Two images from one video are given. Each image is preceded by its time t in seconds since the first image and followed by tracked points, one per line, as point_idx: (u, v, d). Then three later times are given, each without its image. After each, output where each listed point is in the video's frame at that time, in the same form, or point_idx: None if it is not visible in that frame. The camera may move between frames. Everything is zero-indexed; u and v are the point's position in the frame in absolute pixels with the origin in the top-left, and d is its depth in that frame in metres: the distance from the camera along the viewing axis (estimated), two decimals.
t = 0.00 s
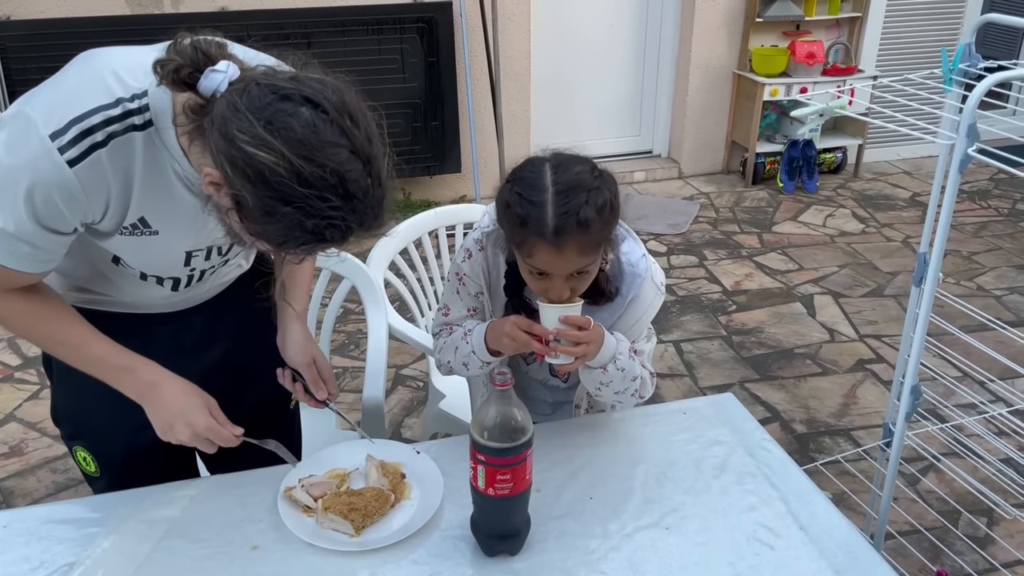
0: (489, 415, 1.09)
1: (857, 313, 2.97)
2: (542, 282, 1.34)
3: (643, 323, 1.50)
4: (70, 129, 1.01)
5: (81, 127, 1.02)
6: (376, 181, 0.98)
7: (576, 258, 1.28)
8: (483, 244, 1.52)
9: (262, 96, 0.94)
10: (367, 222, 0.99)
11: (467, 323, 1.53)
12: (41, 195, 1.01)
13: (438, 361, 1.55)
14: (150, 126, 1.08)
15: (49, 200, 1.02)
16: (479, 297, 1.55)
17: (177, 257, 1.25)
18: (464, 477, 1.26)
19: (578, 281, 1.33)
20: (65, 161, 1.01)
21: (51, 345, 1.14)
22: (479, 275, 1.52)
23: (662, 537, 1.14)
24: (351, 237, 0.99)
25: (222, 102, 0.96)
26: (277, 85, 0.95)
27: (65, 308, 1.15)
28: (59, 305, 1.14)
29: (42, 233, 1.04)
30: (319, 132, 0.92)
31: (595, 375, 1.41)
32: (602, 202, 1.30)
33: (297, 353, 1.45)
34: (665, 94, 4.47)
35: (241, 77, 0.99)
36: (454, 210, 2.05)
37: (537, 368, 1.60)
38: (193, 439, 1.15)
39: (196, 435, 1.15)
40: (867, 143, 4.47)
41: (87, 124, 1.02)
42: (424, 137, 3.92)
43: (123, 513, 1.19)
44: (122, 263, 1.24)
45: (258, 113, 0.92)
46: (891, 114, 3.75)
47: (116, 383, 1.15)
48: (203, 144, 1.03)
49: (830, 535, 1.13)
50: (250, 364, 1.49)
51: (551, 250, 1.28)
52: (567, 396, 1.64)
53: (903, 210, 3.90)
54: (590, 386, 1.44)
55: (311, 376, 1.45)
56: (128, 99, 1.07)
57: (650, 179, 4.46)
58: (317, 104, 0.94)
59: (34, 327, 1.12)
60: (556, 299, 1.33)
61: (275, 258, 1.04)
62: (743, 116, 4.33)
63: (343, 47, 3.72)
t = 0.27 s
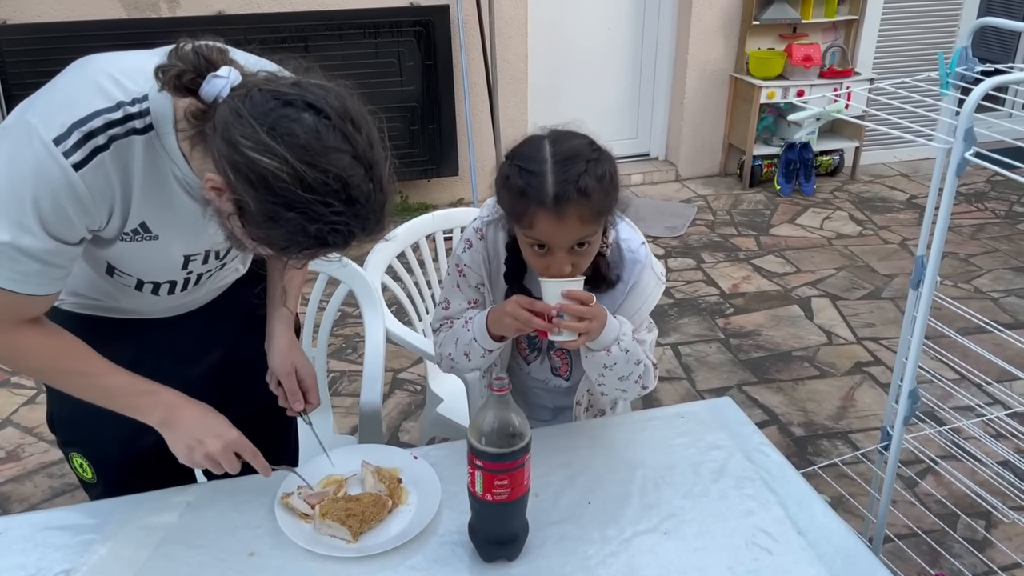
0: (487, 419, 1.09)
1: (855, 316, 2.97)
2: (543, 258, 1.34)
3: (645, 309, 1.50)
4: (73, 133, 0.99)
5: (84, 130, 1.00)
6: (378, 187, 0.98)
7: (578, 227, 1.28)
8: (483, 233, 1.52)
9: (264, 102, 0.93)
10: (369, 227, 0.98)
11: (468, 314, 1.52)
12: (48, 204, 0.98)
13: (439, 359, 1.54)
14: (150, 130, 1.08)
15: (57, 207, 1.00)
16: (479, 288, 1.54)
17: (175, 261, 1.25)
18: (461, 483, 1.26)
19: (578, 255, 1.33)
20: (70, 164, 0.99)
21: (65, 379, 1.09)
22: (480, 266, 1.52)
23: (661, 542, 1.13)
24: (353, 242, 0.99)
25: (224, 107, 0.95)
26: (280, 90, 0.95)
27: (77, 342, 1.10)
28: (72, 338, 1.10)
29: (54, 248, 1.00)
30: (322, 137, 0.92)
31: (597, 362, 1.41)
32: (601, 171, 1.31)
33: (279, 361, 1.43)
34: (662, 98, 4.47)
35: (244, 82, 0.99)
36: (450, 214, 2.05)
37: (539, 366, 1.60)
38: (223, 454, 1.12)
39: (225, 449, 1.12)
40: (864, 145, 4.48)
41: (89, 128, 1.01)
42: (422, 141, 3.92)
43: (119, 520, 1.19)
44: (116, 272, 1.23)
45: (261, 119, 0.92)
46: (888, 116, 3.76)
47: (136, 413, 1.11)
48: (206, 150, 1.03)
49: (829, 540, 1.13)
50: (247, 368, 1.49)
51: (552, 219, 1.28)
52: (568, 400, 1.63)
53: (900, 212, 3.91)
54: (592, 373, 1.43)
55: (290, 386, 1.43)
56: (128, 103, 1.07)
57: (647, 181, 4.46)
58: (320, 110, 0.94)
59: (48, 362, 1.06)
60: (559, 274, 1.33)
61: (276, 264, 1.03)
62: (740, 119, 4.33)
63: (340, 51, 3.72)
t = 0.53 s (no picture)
0: (485, 425, 1.08)
1: (852, 319, 2.97)
2: (550, 249, 1.34)
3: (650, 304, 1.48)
4: (81, 135, 0.99)
5: (92, 132, 1.00)
6: (392, 190, 0.97)
7: (585, 215, 1.29)
8: (486, 231, 1.53)
9: (280, 106, 0.93)
10: (382, 230, 0.98)
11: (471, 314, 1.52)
12: (48, 207, 0.98)
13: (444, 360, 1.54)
14: (158, 133, 1.08)
15: (60, 207, 0.99)
16: (483, 289, 1.54)
17: (177, 266, 1.24)
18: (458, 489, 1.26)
19: (585, 246, 1.33)
20: (77, 166, 0.99)
21: (55, 387, 1.08)
22: (483, 266, 1.52)
23: (659, 548, 1.13)
24: (366, 246, 0.98)
25: (240, 109, 0.95)
26: (296, 94, 0.94)
27: (67, 350, 1.10)
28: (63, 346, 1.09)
29: (52, 251, 1.00)
30: (338, 141, 0.92)
31: (602, 359, 1.41)
32: (606, 159, 1.33)
33: (263, 379, 1.42)
34: (659, 101, 4.48)
35: (257, 87, 0.99)
36: (448, 217, 2.05)
37: (543, 367, 1.60)
38: (211, 467, 1.09)
39: (214, 462, 1.10)
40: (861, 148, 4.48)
41: (97, 130, 1.01)
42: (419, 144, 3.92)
43: (116, 527, 1.18)
44: (118, 275, 1.22)
45: (278, 122, 0.92)
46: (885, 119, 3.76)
47: (127, 423, 1.09)
48: (218, 153, 1.02)
49: (828, 545, 1.12)
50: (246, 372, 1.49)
51: (559, 207, 1.28)
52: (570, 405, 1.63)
53: (897, 215, 3.91)
54: (597, 370, 1.43)
55: (272, 406, 1.40)
56: (138, 106, 1.06)
57: (645, 184, 4.47)
58: (335, 113, 0.94)
59: (40, 368, 1.05)
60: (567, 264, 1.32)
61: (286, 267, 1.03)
62: (738, 122, 4.34)
63: (338, 55, 3.72)
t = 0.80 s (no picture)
0: (480, 431, 1.08)
1: (850, 321, 2.98)
2: (557, 262, 1.33)
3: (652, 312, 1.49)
4: (80, 140, 0.99)
5: (91, 137, 1.00)
6: (392, 195, 0.97)
7: (592, 230, 1.29)
8: (489, 242, 1.53)
9: (281, 111, 0.93)
10: (382, 235, 0.98)
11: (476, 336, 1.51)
12: (48, 211, 0.97)
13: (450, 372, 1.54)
14: (157, 137, 1.08)
15: (59, 212, 0.98)
16: (487, 299, 1.53)
17: (176, 269, 1.23)
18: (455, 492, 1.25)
19: (591, 258, 1.33)
20: (77, 170, 0.99)
21: (52, 391, 1.07)
22: (485, 277, 1.52)
23: (656, 552, 1.13)
24: (366, 251, 0.98)
25: (241, 114, 0.94)
26: (297, 99, 0.94)
27: (65, 354, 1.09)
28: (60, 349, 1.09)
29: (51, 254, 0.99)
30: (339, 146, 0.91)
31: (606, 367, 1.41)
32: (612, 173, 1.32)
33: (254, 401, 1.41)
34: (656, 104, 4.49)
35: (258, 92, 0.99)
36: (445, 221, 2.04)
37: (545, 374, 1.60)
38: (205, 476, 1.10)
39: (207, 471, 1.10)
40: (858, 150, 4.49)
41: (96, 135, 1.01)
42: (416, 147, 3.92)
43: (110, 532, 1.18)
44: (116, 278, 1.22)
45: (279, 127, 0.91)
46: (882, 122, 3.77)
47: (121, 428, 1.09)
48: (219, 157, 1.01)
49: (825, 549, 1.12)
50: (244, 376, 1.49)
51: (567, 220, 1.28)
52: (570, 409, 1.62)
53: (894, 217, 3.92)
54: (601, 376, 1.43)
55: (268, 426, 1.39)
56: (136, 111, 1.06)
57: (642, 187, 4.47)
58: (336, 119, 0.93)
59: (36, 372, 1.05)
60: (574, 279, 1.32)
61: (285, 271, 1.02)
62: (735, 124, 4.34)
63: (334, 58, 3.72)
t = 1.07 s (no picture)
0: (477, 434, 1.08)
1: (848, 323, 2.98)
2: (562, 279, 1.33)
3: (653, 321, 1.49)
4: (77, 142, 0.99)
5: (87, 139, 1.00)
6: (389, 200, 0.97)
7: (599, 248, 1.29)
8: (492, 257, 1.51)
9: (280, 115, 0.93)
10: (379, 241, 0.97)
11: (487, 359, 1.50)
12: (44, 213, 0.97)
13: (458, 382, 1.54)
14: (154, 139, 1.07)
15: (55, 214, 0.98)
16: (492, 313, 1.52)
17: (174, 273, 1.23)
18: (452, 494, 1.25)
19: (597, 274, 1.34)
20: (73, 173, 0.98)
21: (48, 395, 1.07)
22: (489, 290, 1.51)
23: (654, 555, 1.12)
24: (363, 257, 0.97)
25: (239, 117, 0.94)
26: (295, 103, 0.94)
27: (62, 357, 1.09)
28: (57, 351, 1.08)
29: (47, 256, 0.99)
30: (337, 151, 0.91)
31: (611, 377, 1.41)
32: (619, 190, 1.33)
33: (240, 420, 1.38)
34: (654, 106, 4.49)
35: (256, 95, 0.98)
36: (442, 223, 2.04)
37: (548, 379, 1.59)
38: (200, 480, 1.08)
39: (203, 475, 1.09)
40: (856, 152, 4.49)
41: (92, 137, 1.01)
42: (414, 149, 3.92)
43: (106, 537, 1.17)
44: (114, 281, 1.21)
45: (277, 131, 0.91)
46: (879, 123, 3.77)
47: (117, 432, 1.09)
48: (216, 161, 1.01)
49: (823, 552, 1.12)
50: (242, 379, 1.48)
51: (574, 238, 1.28)
52: (570, 411, 1.62)
53: (892, 219, 3.92)
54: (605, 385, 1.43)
55: (253, 445, 1.35)
56: (133, 112, 1.06)
57: (640, 189, 4.47)
58: (335, 123, 0.93)
59: (34, 375, 1.04)
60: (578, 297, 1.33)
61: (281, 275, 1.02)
62: (733, 126, 4.34)
63: (332, 60, 3.72)
